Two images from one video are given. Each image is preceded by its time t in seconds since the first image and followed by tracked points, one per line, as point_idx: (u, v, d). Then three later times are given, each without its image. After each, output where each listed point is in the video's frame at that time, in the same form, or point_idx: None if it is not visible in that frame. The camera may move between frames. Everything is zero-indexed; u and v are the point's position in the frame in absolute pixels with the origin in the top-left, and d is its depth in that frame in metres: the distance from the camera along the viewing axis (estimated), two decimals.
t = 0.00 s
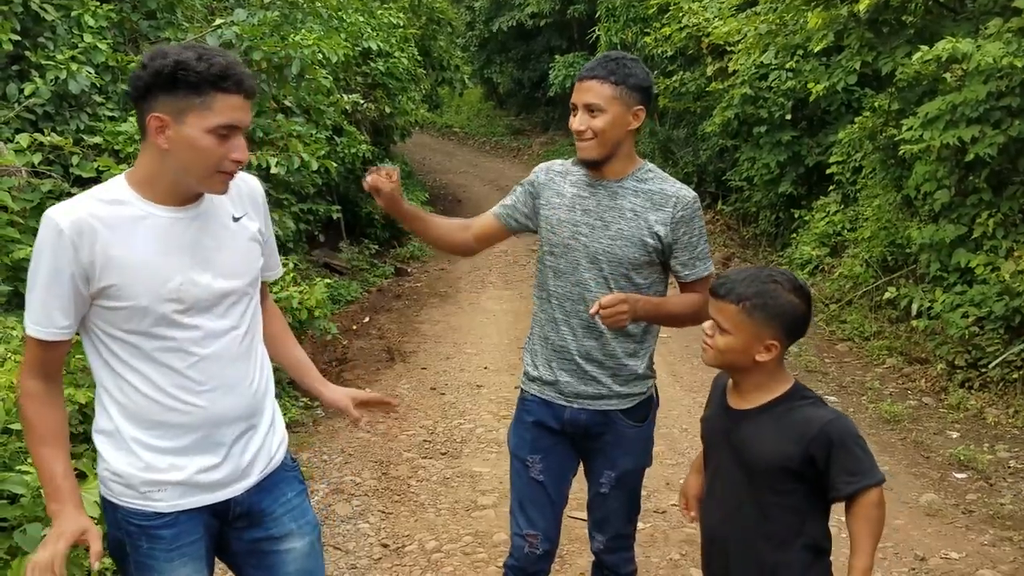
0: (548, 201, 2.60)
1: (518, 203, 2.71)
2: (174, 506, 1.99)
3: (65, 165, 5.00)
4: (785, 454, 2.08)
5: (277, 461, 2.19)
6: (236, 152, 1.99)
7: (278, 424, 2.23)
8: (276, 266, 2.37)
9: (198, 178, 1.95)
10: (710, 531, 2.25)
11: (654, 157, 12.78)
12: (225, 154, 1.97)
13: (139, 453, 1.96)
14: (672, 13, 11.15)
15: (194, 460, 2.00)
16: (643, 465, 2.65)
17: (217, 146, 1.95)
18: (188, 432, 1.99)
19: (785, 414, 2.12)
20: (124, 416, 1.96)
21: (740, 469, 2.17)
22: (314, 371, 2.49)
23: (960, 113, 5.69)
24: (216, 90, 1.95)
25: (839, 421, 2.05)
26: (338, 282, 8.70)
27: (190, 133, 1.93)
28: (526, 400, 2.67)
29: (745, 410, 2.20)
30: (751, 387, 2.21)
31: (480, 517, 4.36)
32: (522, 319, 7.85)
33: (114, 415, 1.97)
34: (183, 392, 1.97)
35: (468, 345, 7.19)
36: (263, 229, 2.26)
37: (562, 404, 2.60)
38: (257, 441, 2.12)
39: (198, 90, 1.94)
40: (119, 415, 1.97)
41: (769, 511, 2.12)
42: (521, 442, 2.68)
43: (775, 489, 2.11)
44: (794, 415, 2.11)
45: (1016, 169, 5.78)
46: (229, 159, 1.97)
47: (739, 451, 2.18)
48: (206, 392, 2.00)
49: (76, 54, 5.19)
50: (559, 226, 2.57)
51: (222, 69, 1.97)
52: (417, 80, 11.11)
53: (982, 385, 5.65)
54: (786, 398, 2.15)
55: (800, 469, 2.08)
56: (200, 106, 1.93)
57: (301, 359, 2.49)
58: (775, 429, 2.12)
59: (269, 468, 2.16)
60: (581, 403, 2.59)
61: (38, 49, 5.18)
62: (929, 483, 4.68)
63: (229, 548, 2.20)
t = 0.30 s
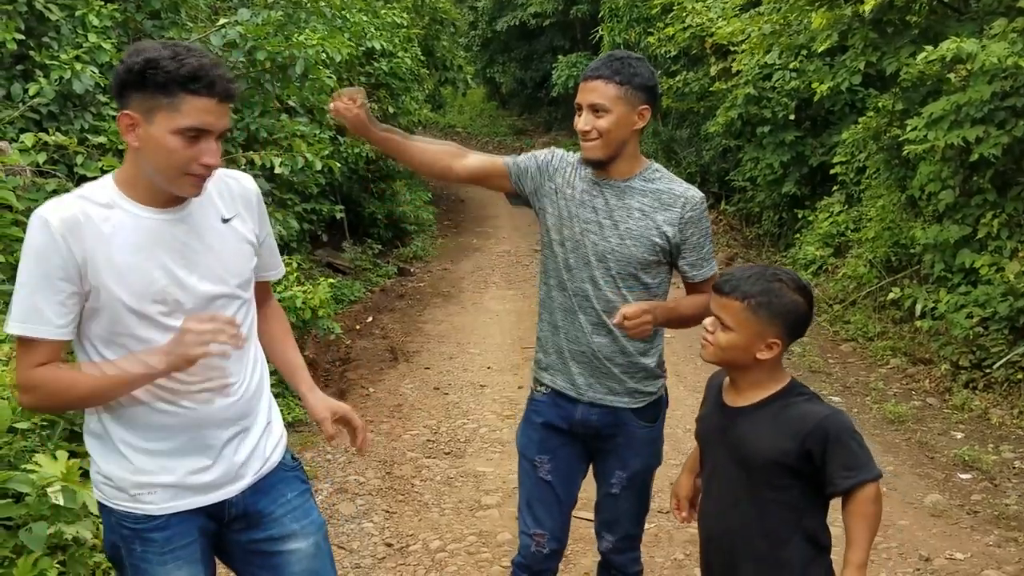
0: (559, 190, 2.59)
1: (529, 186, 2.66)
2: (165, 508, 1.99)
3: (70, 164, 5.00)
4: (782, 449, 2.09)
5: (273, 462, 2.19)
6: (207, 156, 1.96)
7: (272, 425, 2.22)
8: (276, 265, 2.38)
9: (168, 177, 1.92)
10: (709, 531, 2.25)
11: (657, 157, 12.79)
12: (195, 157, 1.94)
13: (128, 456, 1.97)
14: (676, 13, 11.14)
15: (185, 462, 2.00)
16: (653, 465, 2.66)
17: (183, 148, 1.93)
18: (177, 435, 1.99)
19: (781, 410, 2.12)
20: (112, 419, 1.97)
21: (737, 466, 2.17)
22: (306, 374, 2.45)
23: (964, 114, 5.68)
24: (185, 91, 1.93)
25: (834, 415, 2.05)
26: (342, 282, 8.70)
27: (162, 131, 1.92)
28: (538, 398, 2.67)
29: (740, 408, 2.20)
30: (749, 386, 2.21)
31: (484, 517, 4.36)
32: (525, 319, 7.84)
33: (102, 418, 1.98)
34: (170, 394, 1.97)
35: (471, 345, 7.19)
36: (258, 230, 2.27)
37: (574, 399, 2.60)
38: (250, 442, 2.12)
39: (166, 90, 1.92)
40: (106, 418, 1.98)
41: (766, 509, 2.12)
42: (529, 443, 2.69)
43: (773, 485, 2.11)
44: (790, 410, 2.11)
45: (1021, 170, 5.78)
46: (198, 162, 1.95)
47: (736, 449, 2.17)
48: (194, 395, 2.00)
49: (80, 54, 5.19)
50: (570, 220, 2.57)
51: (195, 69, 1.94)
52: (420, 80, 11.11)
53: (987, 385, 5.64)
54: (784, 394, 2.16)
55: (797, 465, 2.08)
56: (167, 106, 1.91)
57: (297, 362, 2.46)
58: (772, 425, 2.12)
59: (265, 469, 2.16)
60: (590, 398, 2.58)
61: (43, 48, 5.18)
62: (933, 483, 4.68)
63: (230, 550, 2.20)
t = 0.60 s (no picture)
0: (568, 202, 2.60)
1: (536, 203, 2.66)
2: (168, 505, 1.99)
3: (73, 164, 5.00)
4: (796, 442, 2.09)
5: (273, 458, 2.19)
6: (207, 147, 1.97)
7: (271, 420, 2.23)
8: (263, 252, 2.37)
9: (170, 175, 1.93)
10: (717, 534, 2.23)
11: (659, 157, 12.79)
12: (197, 149, 1.94)
13: (129, 455, 1.97)
14: (679, 13, 11.14)
15: (186, 460, 2.00)
16: (659, 466, 2.66)
17: (187, 142, 1.92)
18: (177, 432, 1.99)
19: (786, 403, 2.14)
20: (112, 419, 1.97)
21: (746, 464, 2.17)
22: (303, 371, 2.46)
23: (968, 114, 5.67)
24: (180, 88, 1.91)
25: (837, 405, 2.08)
26: (344, 282, 8.70)
27: (157, 129, 1.89)
28: (540, 397, 2.66)
29: (740, 408, 2.21)
30: (744, 387, 2.22)
31: (487, 517, 4.36)
32: (528, 319, 7.84)
33: (102, 418, 1.99)
34: (169, 392, 1.97)
35: (473, 345, 7.19)
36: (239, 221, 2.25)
37: (578, 404, 2.60)
38: (250, 437, 2.13)
39: (160, 89, 1.89)
40: (106, 419, 1.98)
41: (781, 504, 2.12)
42: (532, 439, 2.66)
43: (786, 480, 2.12)
44: (795, 404, 2.13)
45: None
46: (201, 153, 1.95)
47: (745, 447, 2.17)
48: (194, 391, 2.00)
49: (83, 54, 5.20)
50: (577, 229, 2.57)
51: (184, 65, 1.92)
52: (423, 80, 11.12)
53: (990, 386, 5.63)
54: (784, 390, 2.17)
55: (809, 456, 2.09)
56: (166, 105, 1.89)
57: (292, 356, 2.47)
58: (778, 419, 2.13)
59: (266, 464, 2.16)
60: (599, 404, 2.59)
61: (46, 49, 5.20)
62: (936, 483, 4.67)
63: (232, 548, 2.21)
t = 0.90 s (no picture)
0: (564, 205, 2.56)
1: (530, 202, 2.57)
2: (181, 498, 1.99)
3: (77, 164, 5.01)
4: (797, 441, 2.09)
5: (278, 451, 2.20)
6: (204, 153, 1.96)
7: (275, 414, 2.24)
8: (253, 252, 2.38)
9: (168, 179, 1.93)
10: (721, 536, 2.22)
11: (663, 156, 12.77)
12: (192, 156, 1.94)
13: (142, 448, 1.96)
14: (682, 13, 11.13)
15: (200, 453, 2.00)
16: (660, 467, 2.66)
17: (182, 149, 1.92)
18: (189, 424, 1.99)
19: (784, 404, 2.15)
20: (123, 412, 1.95)
21: (748, 464, 2.17)
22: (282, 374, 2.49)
23: (972, 113, 5.65)
24: (181, 94, 1.91)
25: (835, 403, 2.09)
26: (348, 282, 8.70)
27: (157, 131, 1.89)
28: (534, 394, 2.65)
29: (741, 410, 2.20)
30: (743, 387, 2.22)
31: (490, 517, 4.36)
32: (531, 319, 7.84)
33: (112, 411, 1.97)
34: (183, 384, 1.97)
35: (477, 345, 7.19)
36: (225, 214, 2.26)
37: (569, 408, 2.60)
38: (257, 429, 2.14)
39: (161, 95, 1.89)
40: (117, 412, 1.96)
41: (785, 504, 2.12)
42: (529, 433, 2.64)
43: (789, 480, 2.12)
44: (795, 404, 2.13)
45: None
46: (195, 161, 1.94)
47: (746, 448, 2.17)
48: (206, 382, 2.00)
49: (87, 54, 5.21)
50: (571, 231, 2.55)
51: (186, 73, 1.93)
52: (427, 79, 11.11)
53: (994, 386, 5.61)
54: (781, 390, 2.18)
55: (811, 456, 2.09)
56: (166, 111, 1.89)
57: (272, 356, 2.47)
58: (778, 419, 2.13)
59: (271, 457, 2.17)
60: (588, 408, 2.58)
61: (50, 48, 5.21)
62: (940, 484, 4.66)
63: (235, 541, 2.21)
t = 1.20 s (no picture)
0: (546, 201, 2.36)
1: (511, 190, 2.33)
2: (205, 484, 2.01)
3: (81, 164, 5.01)
4: (793, 445, 2.10)
5: (292, 445, 2.22)
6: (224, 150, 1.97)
7: (292, 409, 2.25)
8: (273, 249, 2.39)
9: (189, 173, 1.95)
10: (720, 538, 2.23)
11: (666, 157, 12.79)
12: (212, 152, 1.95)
13: (169, 433, 1.97)
14: (686, 13, 11.12)
15: (225, 440, 2.02)
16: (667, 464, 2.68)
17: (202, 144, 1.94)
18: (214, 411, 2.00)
19: (784, 409, 2.14)
20: (150, 397, 1.96)
21: (747, 467, 2.17)
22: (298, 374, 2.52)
23: (976, 114, 5.65)
24: (198, 91, 1.92)
25: (837, 408, 2.08)
26: (350, 282, 8.71)
27: (176, 123, 1.91)
28: (520, 421, 2.41)
29: (743, 412, 2.21)
30: (746, 389, 2.21)
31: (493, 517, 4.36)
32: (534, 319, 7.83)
33: (139, 396, 1.97)
34: (211, 370, 1.99)
35: (479, 345, 7.19)
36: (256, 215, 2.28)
37: (562, 426, 2.40)
38: (277, 421, 2.15)
39: (179, 92, 1.91)
40: (143, 397, 1.97)
41: (781, 507, 2.12)
42: (514, 467, 2.40)
43: (786, 484, 2.12)
44: (795, 407, 2.13)
45: None
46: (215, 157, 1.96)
47: (745, 451, 2.17)
48: (232, 370, 2.02)
49: (91, 54, 5.21)
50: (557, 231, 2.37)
51: (204, 71, 1.94)
52: (430, 79, 11.11)
53: (997, 387, 5.61)
54: (780, 394, 2.17)
55: (807, 461, 2.09)
56: (182, 107, 1.90)
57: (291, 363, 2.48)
58: (777, 423, 2.13)
59: (285, 451, 2.18)
60: (584, 424, 2.41)
61: (54, 48, 5.22)
62: (943, 484, 4.66)
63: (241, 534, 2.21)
